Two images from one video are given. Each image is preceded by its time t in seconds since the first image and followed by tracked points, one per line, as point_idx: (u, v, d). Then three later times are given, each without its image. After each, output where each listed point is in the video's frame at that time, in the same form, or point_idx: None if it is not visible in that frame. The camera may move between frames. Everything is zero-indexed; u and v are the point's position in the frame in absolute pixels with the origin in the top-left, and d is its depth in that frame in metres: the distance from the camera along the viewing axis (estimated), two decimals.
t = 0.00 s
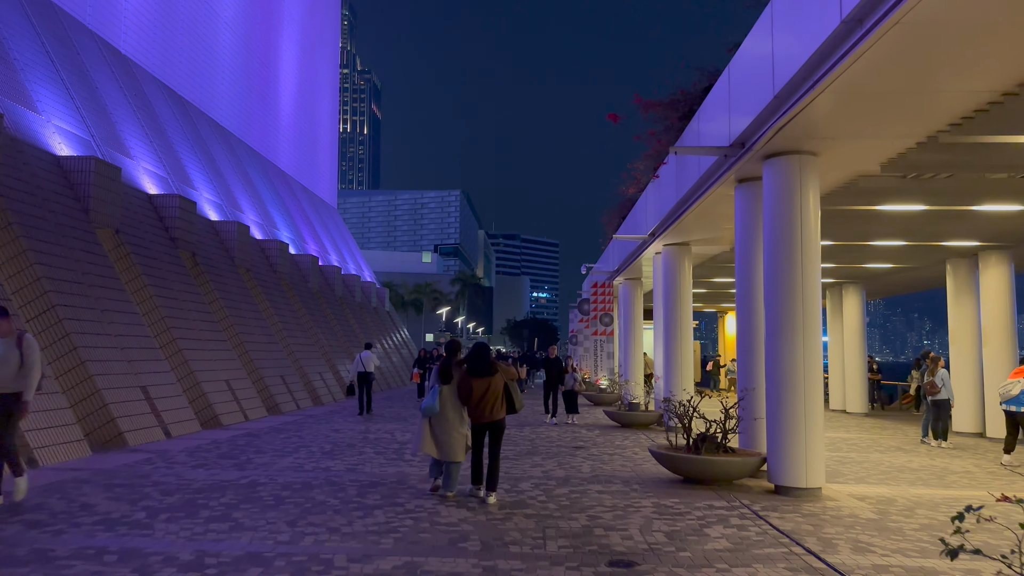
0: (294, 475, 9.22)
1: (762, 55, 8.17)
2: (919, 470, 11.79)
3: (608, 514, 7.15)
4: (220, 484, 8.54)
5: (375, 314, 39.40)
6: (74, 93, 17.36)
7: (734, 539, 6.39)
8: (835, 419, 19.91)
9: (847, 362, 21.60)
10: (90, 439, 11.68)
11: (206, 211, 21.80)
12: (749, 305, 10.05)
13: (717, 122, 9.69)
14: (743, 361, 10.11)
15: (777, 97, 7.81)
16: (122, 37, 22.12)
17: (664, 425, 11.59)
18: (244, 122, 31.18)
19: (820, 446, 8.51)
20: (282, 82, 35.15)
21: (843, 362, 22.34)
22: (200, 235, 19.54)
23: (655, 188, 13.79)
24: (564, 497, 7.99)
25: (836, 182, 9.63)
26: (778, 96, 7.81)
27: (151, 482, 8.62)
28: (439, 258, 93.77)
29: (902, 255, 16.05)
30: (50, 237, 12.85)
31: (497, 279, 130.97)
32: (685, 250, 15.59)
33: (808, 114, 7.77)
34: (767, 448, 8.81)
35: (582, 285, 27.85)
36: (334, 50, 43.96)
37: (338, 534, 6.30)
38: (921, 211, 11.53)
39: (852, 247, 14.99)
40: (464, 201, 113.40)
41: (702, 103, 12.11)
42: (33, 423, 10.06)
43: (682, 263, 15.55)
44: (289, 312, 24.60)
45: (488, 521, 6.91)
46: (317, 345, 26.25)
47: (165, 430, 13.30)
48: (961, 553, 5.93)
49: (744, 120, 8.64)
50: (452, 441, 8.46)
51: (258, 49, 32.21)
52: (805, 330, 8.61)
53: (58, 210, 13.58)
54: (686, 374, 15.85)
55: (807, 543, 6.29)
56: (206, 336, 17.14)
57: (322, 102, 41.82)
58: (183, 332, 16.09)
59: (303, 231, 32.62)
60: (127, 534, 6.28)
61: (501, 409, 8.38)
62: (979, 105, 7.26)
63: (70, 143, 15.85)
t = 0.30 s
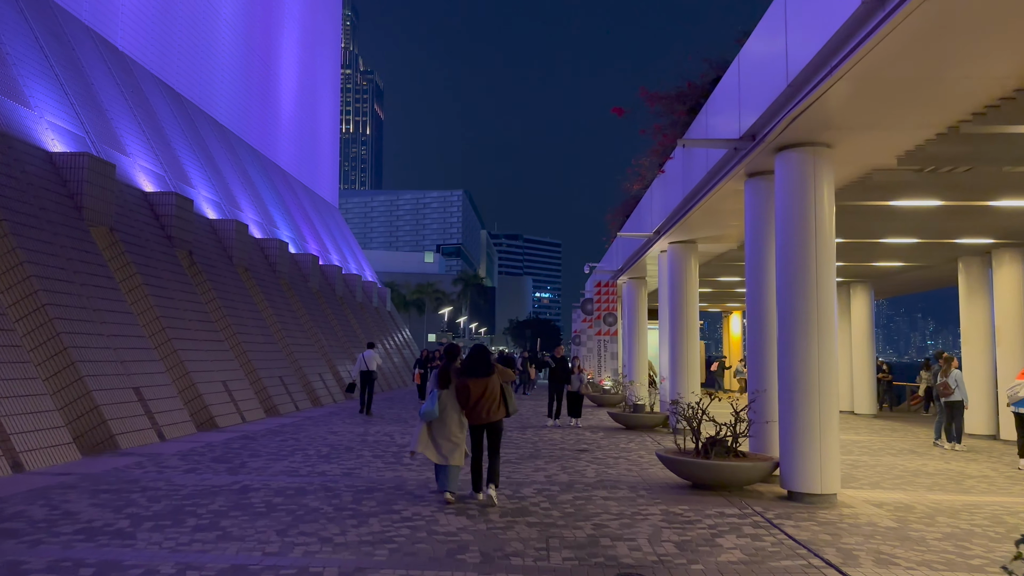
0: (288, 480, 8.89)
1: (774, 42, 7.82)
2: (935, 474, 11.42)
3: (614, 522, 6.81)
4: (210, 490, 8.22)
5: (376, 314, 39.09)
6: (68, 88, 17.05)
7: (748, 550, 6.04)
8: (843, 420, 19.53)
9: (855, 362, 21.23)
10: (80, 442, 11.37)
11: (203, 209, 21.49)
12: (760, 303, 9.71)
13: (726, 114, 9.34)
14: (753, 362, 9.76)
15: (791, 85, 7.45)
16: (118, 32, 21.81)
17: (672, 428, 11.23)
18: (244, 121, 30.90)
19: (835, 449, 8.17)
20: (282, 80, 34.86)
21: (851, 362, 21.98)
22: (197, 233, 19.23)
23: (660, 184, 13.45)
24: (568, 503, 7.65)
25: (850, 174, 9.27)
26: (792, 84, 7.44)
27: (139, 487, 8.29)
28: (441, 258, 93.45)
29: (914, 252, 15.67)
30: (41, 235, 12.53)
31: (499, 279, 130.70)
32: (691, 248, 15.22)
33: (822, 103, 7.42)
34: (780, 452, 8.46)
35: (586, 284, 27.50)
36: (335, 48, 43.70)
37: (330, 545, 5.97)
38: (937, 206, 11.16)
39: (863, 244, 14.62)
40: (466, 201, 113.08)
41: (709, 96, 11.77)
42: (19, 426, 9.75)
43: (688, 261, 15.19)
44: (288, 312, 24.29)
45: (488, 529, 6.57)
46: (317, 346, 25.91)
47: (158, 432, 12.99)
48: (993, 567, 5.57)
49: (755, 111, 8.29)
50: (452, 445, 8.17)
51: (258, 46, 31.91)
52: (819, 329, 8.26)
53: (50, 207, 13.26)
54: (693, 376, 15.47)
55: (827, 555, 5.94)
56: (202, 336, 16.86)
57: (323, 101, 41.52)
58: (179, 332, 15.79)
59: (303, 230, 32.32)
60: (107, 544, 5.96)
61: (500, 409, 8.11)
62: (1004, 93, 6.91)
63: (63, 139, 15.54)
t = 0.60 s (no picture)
0: (285, 486, 8.57)
1: (789, 31, 7.47)
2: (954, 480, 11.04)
3: (624, 533, 6.48)
4: (202, 497, 7.90)
5: (379, 314, 38.79)
6: (65, 85, 16.76)
7: (767, 564, 5.70)
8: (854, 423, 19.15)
9: (865, 364, 20.85)
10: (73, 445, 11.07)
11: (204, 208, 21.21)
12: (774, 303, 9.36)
13: (739, 107, 8.99)
14: (767, 363, 9.41)
15: (808, 75, 7.08)
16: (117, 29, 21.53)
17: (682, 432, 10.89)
18: (245, 119, 30.62)
19: (854, 456, 7.82)
20: (285, 78, 34.60)
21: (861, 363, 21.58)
22: (196, 232, 18.94)
23: (668, 180, 13.10)
24: (575, 512, 7.31)
25: (868, 169, 8.91)
26: (809, 74, 7.07)
27: (129, 495, 7.98)
28: (445, 258, 93.15)
29: (929, 251, 15.29)
30: (34, 234, 12.22)
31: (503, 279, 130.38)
32: (700, 246, 14.86)
33: (842, 94, 7.06)
34: (796, 458, 8.11)
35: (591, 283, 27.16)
36: (337, 47, 43.45)
37: (325, 558, 5.64)
38: (957, 203, 10.78)
39: (877, 242, 14.25)
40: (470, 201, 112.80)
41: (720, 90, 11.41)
42: (8, 430, 9.44)
43: (696, 260, 14.82)
44: (289, 312, 23.99)
45: (491, 541, 6.24)
46: (318, 346, 25.61)
47: (154, 435, 12.68)
48: None
49: (770, 103, 7.93)
50: (452, 446, 7.94)
51: (260, 44, 31.63)
52: (838, 330, 7.91)
53: (44, 204, 12.96)
54: (701, 378, 15.11)
55: (853, 570, 5.59)
56: (201, 336, 16.57)
57: (326, 99, 41.27)
58: (177, 333, 15.49)
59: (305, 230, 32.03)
60: (89, 557, 5.64)
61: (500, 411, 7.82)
62: None
63: (59, 136, 15.25)
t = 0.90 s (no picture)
0: (281, 490, 8.30)
1: (802, 18, 7.16)
2: (970, 483, 10.72)
3: (631, 541, 6.18)
4: (194, 502, 7.63)
5: (382, 315, 38.56)
6: (61, 81, 16.52)
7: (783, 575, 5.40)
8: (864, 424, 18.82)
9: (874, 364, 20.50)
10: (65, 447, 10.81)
11: (204, 206, 20.97)
12: (786, 299, 9.11)
13: (749, 98, 8.69)
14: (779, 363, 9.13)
15: (824, 62, 6.74)
16: (116, 25, 21.28)
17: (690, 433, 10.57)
18: (247, 117, 30.39)
19: (871, 460, 7.51)
20: (287, 77, 34.35)
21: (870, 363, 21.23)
22: (195, 230, 18.70)
23: (675, 176, 12.79)
24: (579, 518, 7.01)
25: (883, 160, 8.60)
26: (824, 62, 6.75)
27: (119, 499, 7.71)
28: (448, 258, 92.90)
29: (941, 248, 14.94)
30: (27, 231, 11.95)
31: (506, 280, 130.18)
32: (707, 244, 14.52)
33: (859, 83, 6.74)
34: (810, 461, 7.81)
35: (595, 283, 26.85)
36: (340, 46, 43.26)
37: (317, 569, 5.35)
38: (973, 198, 10.45)
39: (889, 239, 13.92)
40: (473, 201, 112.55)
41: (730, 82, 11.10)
42: None
43: (704, 258, 14.50)
44: (291, 312, 23.76)
45: (492, 549, 5.94)
46: (320, 346, 25.36)
47: (149, 437, 12.42)
48: None
49: (783, 93, 7.62)
50: (458, 447, 7.84)
51: (261, 42, 31.38)
52: (853, 329, 7.61)
53: (38, 202, 12.69)
54: (709, 378, 14.78)
55: None
56: (199, 335, 16.32)
57: (329, 98, 41.03)
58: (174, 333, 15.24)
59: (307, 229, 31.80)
60: (68, 568, 5.36)
61: (511, 412, 7.97)
62: None
63: (54, 133, 15.00)
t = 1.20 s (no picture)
0: (272, 495, 8.01)
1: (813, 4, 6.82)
2: (984, 487, 10.40)
3: (636, 552, 5.88)
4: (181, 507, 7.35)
5: (384, 314, 38.31)
6: (56, 77, 16.27)
7: None
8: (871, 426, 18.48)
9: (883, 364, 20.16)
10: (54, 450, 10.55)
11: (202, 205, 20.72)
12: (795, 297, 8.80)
13: (757, 89, 8.37)
14: (787, 364, 8.82)
15: (837, 50, 6.38)
16: (113, 22, 21.03)
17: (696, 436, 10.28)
18: (247, 115, 30.13)
19: (885, 465, 7.21)
20: (288, 75, 34.10)
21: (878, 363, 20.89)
22: (192, 228, 18.44)
23: (680, 172, 12.48)
24: (581, 526, 6.71)
25: (896, 153, 8.30)
26: (837, 50, 6.41)
27: (104, 504, 7.43)
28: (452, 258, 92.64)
29: (953, 246, 14.60)
30: (17, 229, 11.67)
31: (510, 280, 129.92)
32: (712, 242, 14.21)
33: (874, 71, 6.41)
34: (821, 466, 7.51)
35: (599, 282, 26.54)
36: (342, 44, 43.01)
37: None
38: (988, 193, 10.13)
39: (899, 237, 13.59)
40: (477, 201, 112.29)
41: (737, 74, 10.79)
42: None
43: (709, 256, 14.19)
44: (290, 311, 23.50)
45: (489, 560, 5.64)
46: (320, 346, 25.11)
47: (141, 439, 12.16)
48: None
49: (792, 83, 7.30)
50: (467, 446, 7.75)
51: (262, 40, 31.13)
52: (865, 329, 7.30)
53: (29, 199, 12.41)
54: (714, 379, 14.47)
55: None
56: (195, 335, 16.07)
57: (331, 97, 40.79)
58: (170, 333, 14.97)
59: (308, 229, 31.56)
60: None
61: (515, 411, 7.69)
62: None
63: (47, 129, 14.74)
